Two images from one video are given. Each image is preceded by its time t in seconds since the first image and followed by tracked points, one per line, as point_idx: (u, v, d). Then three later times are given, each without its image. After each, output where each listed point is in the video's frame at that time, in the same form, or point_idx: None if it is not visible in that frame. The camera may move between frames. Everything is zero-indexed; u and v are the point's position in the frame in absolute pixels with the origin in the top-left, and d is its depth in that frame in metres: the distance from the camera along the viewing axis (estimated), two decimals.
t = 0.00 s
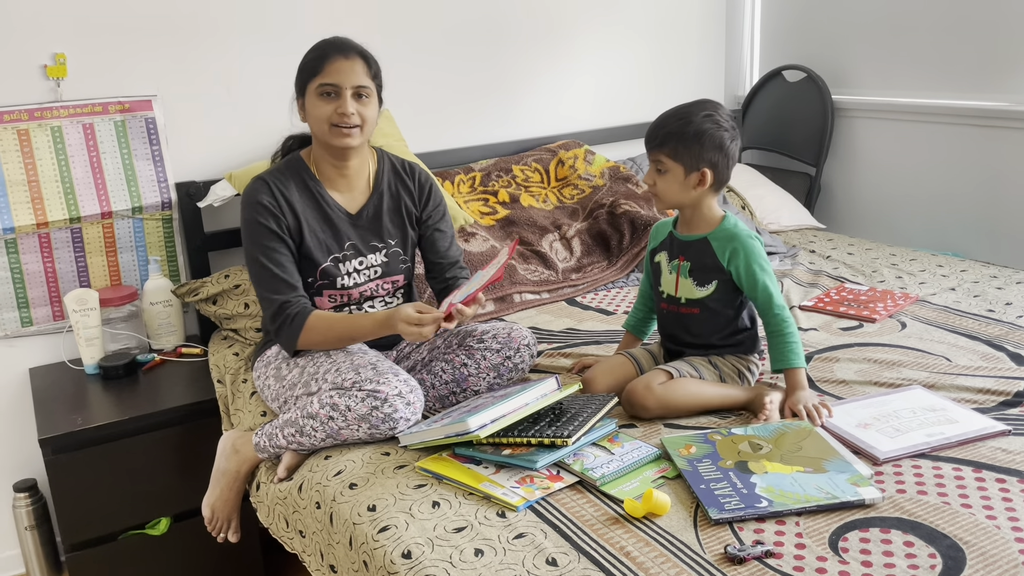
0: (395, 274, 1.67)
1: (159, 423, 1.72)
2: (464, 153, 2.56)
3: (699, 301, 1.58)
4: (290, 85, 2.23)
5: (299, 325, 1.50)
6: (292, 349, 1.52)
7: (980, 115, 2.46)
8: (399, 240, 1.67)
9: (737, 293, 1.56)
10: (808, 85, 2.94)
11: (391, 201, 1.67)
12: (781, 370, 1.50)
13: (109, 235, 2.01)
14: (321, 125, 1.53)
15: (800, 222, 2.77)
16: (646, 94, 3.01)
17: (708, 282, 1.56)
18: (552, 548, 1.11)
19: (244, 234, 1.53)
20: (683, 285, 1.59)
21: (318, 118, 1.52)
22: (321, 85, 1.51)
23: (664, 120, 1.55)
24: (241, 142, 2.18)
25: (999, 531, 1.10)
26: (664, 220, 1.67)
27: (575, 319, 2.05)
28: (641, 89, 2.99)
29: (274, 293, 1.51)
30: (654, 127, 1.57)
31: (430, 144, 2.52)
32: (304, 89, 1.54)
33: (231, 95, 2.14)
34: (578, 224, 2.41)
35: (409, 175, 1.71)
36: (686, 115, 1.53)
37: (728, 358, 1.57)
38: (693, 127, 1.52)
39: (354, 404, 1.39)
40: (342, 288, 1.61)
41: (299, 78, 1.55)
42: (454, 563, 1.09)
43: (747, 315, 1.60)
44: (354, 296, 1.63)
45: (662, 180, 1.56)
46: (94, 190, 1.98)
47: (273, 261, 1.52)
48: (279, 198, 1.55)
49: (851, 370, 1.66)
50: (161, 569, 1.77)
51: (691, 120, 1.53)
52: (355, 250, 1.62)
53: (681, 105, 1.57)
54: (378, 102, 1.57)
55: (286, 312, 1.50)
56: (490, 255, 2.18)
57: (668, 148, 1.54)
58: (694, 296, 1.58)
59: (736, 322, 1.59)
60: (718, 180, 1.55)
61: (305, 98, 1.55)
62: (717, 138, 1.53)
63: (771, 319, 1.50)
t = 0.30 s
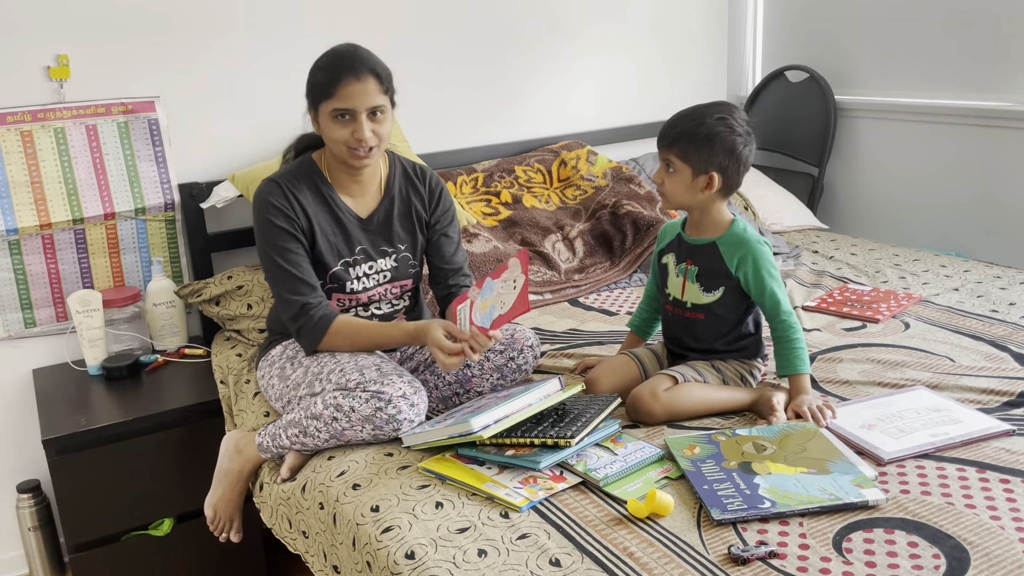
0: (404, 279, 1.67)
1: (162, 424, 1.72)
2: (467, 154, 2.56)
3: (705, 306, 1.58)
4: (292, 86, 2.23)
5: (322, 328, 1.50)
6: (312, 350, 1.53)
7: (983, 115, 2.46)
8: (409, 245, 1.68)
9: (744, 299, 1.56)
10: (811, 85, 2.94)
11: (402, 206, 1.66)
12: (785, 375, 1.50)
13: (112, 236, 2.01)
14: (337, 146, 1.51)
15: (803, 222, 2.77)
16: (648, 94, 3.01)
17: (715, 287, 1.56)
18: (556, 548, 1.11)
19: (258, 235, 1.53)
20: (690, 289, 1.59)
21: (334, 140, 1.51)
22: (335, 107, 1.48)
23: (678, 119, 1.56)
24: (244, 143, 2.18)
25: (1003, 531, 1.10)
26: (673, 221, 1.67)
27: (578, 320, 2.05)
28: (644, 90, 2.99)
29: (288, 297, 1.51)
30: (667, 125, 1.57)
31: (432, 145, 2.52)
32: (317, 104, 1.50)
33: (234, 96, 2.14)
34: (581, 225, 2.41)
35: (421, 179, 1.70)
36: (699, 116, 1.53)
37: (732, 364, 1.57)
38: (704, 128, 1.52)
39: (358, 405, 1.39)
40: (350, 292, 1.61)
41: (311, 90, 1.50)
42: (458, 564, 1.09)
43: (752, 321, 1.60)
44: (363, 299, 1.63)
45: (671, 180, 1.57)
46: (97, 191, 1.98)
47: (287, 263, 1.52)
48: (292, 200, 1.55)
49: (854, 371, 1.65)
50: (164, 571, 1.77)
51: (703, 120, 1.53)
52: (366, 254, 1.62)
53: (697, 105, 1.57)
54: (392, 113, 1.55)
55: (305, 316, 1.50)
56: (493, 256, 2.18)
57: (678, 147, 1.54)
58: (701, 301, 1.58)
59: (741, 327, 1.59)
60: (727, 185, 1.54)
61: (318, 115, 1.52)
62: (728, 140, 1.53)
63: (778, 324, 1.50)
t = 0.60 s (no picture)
0: (411, 284, 1.67)
1: (163, 425, 1.72)
2: (469, 154, 2.56)
3: (706, 309, 1.57)
4: (293, 86, 2.23)
5: (328, 336, 1.50)
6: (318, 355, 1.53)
7: (986, 115, 2.46)
8: (417, 250, 1.68)
9: (744, 301, 1.56)
10: (813, 85, 2.94)
11: (410, 210, 1.67)
12: (786, 377, 1.50)
13: (114, 237, 2.01)
14: (347, 147, 1.52)
15: (805, 223, 2.76)
16: (650, 95, 3.01)
17: (716, 290, 1.56)
18: (558, 549, 1.11)
19: (267, 236, 1.53)
20: (691, 291, 1.59)
21: (344, 139, 1.51)
22: (346, 106, 1.49)
23: (685, 123, 1.54)
24: (245, 143, 2.18)
25: (1006, 531, 1.10)
26: (674, 224, 1.67)
27: (580, 320, 2.05)
28: (645, 90, 2.99)
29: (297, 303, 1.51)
30: (670, 130, 1.55)
31: (433, 145, 2.52)
32: (328, 103, 1.51)
33: (235, 97, 2.14)
34: (583, 225, 2.41)
35: (429, 181, 1.70)
36: (708, 120, 1.52)
37: (733, 367, 1.57)
38: (714, 133, 1.52)
39: (361, 410, 1.39)
40: (357, 298, 1.61)
41: (323, 87, 1.51)
42: (460, 564, 1.08)
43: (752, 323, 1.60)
44: (369, 304, 1.63)
45: (680, 185, 1.55)
46: (99, 192, 1.98)
47: (296, 266, 1.52)
48: (301, 203, 1.54)
49: (856, 371, 1.65)
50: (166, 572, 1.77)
51: (709, 125, 1.52)
52: (373, 259, 1.62)
53: (700, 107, 1.56)
54: (404, 115, 1.55)
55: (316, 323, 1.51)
56: (494, 256, 2.18)
57: (687, 152, 1.53)
58: (702, 304, 1.58)
59: (742, 330, 1.59)
60: (734, 187, 1.55)
61: (329, 113, 1.52)
62: (735, 144, 1.53)
63: (779, 326, 1.50)
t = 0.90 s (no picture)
0: (412, 284, 1.67)
1: (164, 425, 1.72)
2: (469, 154, 2.56)
3: (705, 307, 1.57)
4: (294, 87, 2.23)
5: (328, 338, 1.50)
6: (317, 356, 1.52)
7: (986, 115, 2.45)
8: (418, 251, 1.67)
9: (743, 299, 1.56)
10: (813, 85, 2.94)
11: (412, 211, 1.67)
12: (786, 375, 1.50)
13: (114, 237, 2.01)
14: (345, 138, 1.52)
15: (805, 223, 2.76)
16: (651, 95, 3.01)
17: (714, 287, 1.55)
18: (559, 549, 1.11)
19: (267, 237, 1.53)
20: (689, 290, 1.58)
21: (342, 130, 1.51)
22: (343, 96, 1.50)
23: (708, 132, 1.46)
24: (245, 144, 2.18)
25: (1007, 531, 1.10)
26: (669, 222, 1.66)
27: (580, 321, 2.05)
28: (646, 91, 2.99)
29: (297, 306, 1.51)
30: (688, 144, 1.46)
31: (434, 146, 2.52)
32: (326, 96, 1.53)
33: (236, 97, 2.14)
34: (583, 225, 2.41)
35: (430, 181, 1.70)
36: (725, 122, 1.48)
37: (733, 366, 1.57)
38: (735, 133, 1.49)
39: (362, 410, 1.39)
40: (358, 298, 1.61)
41: (319, 82, 1.53)
42: (460, 564, 1.08)
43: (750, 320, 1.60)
44: (370, 305, 1.63)
45: (714, 196, 1.49)
46: (99, 193, 1.98)
47: (296, 266, 1.52)
48: (302, 203, 1.55)
49: (857, 371, 1.65)
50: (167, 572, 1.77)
51: (725, 131, 1.47)
52: (374, 259, 1.61)
53: (699, 108, 1.50)
54: (400, 108, 1.57)
55: (316, 326, 1.50)
56: (495, 257, 2.18)
57: (721, 161, 1.47)
58: (701, 301, 1.57)
59: (741, 327, 1.59)
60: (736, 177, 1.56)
61: (326, 108, 1.54)
62: (744, 143, 1.51)
63: (778, 324, 1.50)
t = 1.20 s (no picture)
0: (411, 281, 1.67)
1: (164, 426, 1.72)
2: (468, 155, 2.56)
3: (702, 305, 1.57)
4: (294, 88, 2.23)
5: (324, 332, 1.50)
6: (314, 352, 1.52)
7: (986, 116, 2.46)
8: (416, 248, 1.67)
9: (741, 297, 1.55)
10: (812, 86, 2.94)
11: (410, 208, 1.67)
12: (790, 376, 1.48)
13: (114, 238, 2.01)
14: (341, 134, 1.52)
15: (805, 223, 2.76)
16: (650, 95, 3.01)
17: (712, 286, 1.55)
18: (559, 549, 1.11)
19: (266, 236, 1.53)
20: (686, 288, 1.58)
21: (338, 126, 1.52)
22: (339, 92, 1.50)
23: (715, 136, 1.46)
24: (245, 145, 2.18)
25: (1007, 532, 1.10)
26: (667, 220, 1.66)
27: (580, 321, 2.05)
28: (646, 91, 2.99)
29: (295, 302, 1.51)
30: (697, 149, 1.45)
31: (432, 146, 2.52)
32: (322, 93, 1.53)
33: (235, 97, 2.14)
34: (583, 226, 2.41)
35: (428, 180, 1.70)
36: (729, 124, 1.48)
37: (732, 365, 1.57)
38: (739, 134, 1.49)
39: (362, 409, 1.39)
40: (356, 296, 1.61)
41: (316, 79, 1.54)
42: (460, 565, 1.08)
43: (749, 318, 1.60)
44: (368, 302, 1.62)
45: (721, 198, 1.49)
46: (99, 193, 1.98)
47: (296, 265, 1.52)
48: (300, 202, 1.55)
49: (857, 371, 1.65)
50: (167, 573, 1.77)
51: (730, 134, 1.47)
52: (373, 256, 1.61)
53: (702, 111, 1.49)
54: (396, 104, 1.57)
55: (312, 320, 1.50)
56: (495, 257, 2.18)
57: (728, 164, 1.47)
58: (698, 300, 1.57)
59: (740, 326, 1.58)
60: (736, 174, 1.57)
61: (323, 105, 1.54)
62: (745, 143, 1.52)
63: (778, 323, 1.49)
